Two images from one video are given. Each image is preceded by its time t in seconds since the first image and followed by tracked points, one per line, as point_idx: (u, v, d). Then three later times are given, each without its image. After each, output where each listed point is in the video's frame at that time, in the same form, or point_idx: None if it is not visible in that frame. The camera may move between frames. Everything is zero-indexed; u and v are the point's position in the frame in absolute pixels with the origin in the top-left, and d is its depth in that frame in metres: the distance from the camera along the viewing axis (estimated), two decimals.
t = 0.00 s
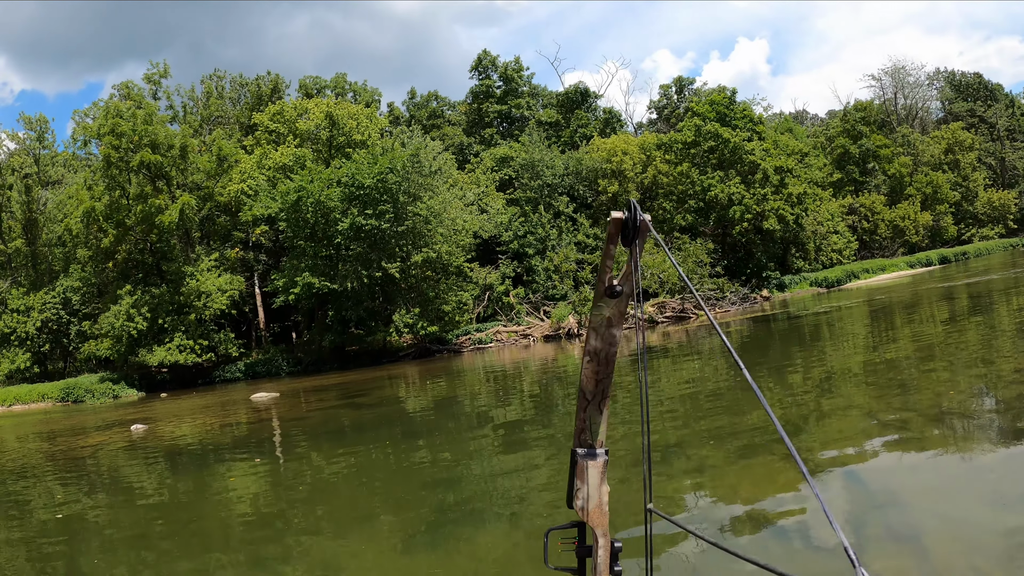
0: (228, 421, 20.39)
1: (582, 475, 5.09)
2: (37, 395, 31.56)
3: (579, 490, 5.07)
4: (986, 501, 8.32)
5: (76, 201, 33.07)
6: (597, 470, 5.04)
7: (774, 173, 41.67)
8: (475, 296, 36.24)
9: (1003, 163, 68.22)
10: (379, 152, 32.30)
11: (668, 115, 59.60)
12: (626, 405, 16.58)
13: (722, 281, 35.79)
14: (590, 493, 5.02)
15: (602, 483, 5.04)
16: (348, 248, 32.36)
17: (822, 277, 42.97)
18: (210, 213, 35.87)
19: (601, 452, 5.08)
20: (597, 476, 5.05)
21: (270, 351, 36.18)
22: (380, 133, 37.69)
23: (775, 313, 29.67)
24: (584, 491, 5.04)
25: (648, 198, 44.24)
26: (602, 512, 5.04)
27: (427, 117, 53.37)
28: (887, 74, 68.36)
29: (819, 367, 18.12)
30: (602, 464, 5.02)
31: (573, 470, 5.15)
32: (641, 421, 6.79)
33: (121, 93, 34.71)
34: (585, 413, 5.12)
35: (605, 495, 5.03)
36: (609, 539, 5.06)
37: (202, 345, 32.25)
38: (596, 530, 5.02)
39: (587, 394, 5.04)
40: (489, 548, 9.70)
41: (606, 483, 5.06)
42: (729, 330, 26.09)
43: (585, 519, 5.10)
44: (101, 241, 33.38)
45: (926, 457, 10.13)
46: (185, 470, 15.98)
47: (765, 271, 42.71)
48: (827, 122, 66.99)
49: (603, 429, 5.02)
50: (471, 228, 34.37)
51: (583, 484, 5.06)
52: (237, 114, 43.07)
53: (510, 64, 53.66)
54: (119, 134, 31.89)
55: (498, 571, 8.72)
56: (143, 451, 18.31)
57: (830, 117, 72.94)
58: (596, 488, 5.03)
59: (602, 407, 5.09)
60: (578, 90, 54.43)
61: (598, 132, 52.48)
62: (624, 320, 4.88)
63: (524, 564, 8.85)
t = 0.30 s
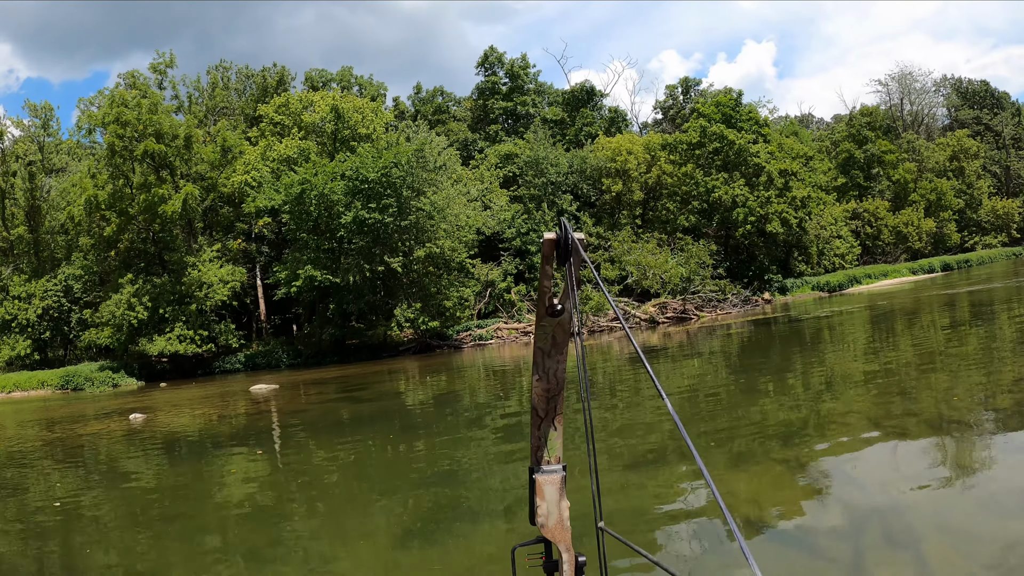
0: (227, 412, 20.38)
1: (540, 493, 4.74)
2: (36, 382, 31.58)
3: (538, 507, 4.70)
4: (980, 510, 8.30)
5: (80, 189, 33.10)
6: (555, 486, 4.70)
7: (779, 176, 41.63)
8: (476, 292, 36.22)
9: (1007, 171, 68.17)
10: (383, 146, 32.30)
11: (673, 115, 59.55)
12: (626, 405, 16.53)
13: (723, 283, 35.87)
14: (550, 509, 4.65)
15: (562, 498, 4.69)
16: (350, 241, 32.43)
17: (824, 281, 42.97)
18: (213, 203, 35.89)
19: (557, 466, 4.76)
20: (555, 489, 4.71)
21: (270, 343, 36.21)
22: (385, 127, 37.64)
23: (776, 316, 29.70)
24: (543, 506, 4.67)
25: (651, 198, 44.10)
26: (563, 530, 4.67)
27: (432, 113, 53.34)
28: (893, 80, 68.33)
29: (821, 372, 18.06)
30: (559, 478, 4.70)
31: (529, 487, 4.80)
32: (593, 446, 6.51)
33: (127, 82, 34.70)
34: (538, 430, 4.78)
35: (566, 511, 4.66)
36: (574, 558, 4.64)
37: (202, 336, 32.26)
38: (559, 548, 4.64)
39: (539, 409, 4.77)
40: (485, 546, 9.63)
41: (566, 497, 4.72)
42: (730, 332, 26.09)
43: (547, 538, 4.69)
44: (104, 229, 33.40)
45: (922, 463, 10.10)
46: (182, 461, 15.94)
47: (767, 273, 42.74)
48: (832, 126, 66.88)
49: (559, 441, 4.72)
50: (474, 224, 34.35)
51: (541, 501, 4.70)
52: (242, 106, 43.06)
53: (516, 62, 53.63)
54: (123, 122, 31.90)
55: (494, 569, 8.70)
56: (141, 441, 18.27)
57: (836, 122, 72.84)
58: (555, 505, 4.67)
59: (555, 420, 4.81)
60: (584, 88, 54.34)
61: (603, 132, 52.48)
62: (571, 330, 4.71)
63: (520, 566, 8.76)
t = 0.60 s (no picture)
0: (229, 409, 20.40)
1: (538, 489, 4.82)
2: (40, 376, 31.68)
3: (535, 503, 4.79)
4: (979, 516, 8.31)
5: (85, 184, 33.19)
6: (553, 484, 4.77)
7: (784, 178, 41.51)
8: (481, 291, 36.22)
9: (1013, 175, 67.92)
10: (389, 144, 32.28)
11: (679, 116, 59.39)
12: (629, 407, 16.45)
13: (727, 285, 35.97)
14: (546, 507, 4.76)
15: (559, 496, 4.80)
16: (354, 239, 32.78)
17: (828, 284, 42.86)
18: (218, 200, 35.96)
19: (558, 464, 4.80)
20: (554, 488, 4.78)
21: (274, 339, 36.18)
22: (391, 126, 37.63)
23: (780, 318, 29.65)
24: (540, 503, 4.77)
25: (657, 200, 43.85)
26: (558, 527, 4.79)
27: (438, 111, 53.34)
28: (900, 82, 68.12)
29: (824, 374, 17.99)
30: (558, 477, 4.76)
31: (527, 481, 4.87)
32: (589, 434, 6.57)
33: (132, 78, 34.75)
34: (540, 426, 4.84)
35: (562, 509, 4.78)
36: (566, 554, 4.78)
37: (205, 332, 32.31)
38: (552, 545, 4.74)
39: (543, 405, 4.83)
40: (486, 548, 9.54)
41: (563, 495, 4.81)
42: (733, 334, 26.04)
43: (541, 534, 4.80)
44: (109, 225, 33.53)
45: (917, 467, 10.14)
46: (183, 458, 15.90)
47: (771, 275, 42.70)
48: (838, 128, 66.68)
49: (562, 440, 4.75)
50: (479, 223, 34.34)
51: (538, 498, 4.79)
52: (248, 102, 43.10)
53: (523, 61, 53.59)
54: (129, 119, 31.99)
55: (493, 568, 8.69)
56: (142, 437, 18.25)
57: (842, 124, 72.61)
58: (552, 502, 4.78)
59: (559, 418, 4.84)
60: (590, 88, 54.28)
61: (609, 132, 52.39)
62: (579, 331, 4.84)
63: (521, 571, 8.66)
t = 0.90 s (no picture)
0: (250, 403, 20.54)
1: (543, 492, 4.77)
2: (63, 369, 32.16)
3: (539, 506, 4.74)
4: (997, 518, 8.24)
5: (109, 180, 33.60)
6: (558, 487, 4.71)
7: (807, 177, 41.09)
8: (501, 289, 36.21)
9: None
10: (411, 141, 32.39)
11: (701, 114, 58.90)
12: (649, 406, 16.32)
13: (750, 284, 35.69)
14: (551, 510, 4.69)
15: (564, 500, 4.72)
16: (376, 235, 32.94)
17: (851, 284, 42.37)
18: (242, 196, 36.22)
19: (563, 468, 4.76)
20: (558, 491, 4.73)
21: (295, 335, 36.21)
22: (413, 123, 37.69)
23: (802, 318, 29.39)
24: (544, 506, 4.71)
25: (678, 198, 43.63)
26: (562, 531, 4.69)
27: (460, 109, 53.44)
28: (924, 81, 67.17)
29: (850, 376, 17.73)
30: (563, 481, 4.70)
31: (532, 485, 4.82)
32: (597, 439, 6.55)
33: (156, 75, 35.09)
34: (546, 431, 4.80)
35: (566, 514, 4.70)
36: (569, 558, 4.71)
37: (227, 326, 32.61)
38: (555, 550, 4.66)
39: (549, 409, 4.77)
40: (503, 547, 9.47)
41: (567, 500, 4.73)
42: (755, 334, 25.80)
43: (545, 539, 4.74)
44: (133, 220, 33.92)
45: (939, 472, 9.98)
46: (204, 451, 16.01)
47: (793, 275, 42.40)
48: (862, 127, 65.87)
49: (566, 444, 4.72)
50: (500, 221, 34.38)
51: (543, 501, 4.74)
52: (271, 100, 43.42)
53: (544, 58, 53.51)
54: (152, 116, 32.31)
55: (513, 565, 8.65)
56: (164, 430, 18.44)
57: (865, 123, 71.76)
58: (556, 506, 4.71)
59: (566, 422, 4.80)
60: (612, 85, 53.83)
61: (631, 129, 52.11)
62: (589, 334, 4.75)
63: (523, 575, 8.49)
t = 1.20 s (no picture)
0: (278, 396, 20.79)
1: (542, 495, 4.83)
2: (93, 359, 32.84)
3: (540, 509, 4.81)
4: None
5: (141, 175, 34.21)
6: (558, 490, 4.78)
7: (837, 176, 40.55)
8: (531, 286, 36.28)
9: None
10: (440, 137, 32.51)
11: (731, 111, 58.28)
12: (677, 407, 16.07)
13: (779, 284, 35.40)
14: (551, 513, 4.76)
15: (564, 503, 4.80)
16: (406, 231, 33.03)
17: (881, 286, 41.63)
18: (270, 191, 36.07)
19: (563, 471, 4.83)
20: (559, 494, 4.80)
21: (324, 329, 36.67)
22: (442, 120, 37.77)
23: (831, 319, 29.03)
24: (545, 509, 4.77)
25: (709, 196, 43.20)
26: (562, 534, 4.77)
27: (489, 105, 53.56)
28: (957, 78, 65.85)
29: (885, 378, 17.32)
30: (564, 484, 4.76)
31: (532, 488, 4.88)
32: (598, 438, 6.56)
33: (188, 71, 35.56)
34: (546, 433, 4.85)
35: (566, 516, 4.78)
36: (569, 561, 4.78)
37: (256, 319, 33.08)
38: (555, 552, 4.73)
39: (550, 412, 4.81)
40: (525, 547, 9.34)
41: (567, 503, 4.81)
42: (783, 334, 25.53)
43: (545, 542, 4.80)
44: (165, 214, 34.50)
45: (976, 480, 9.53)
46: (232, 443, 16.23)
47: (823, 275, 41.98)
48: (895, 126, 64.76)
49: (567, 448, 4.77)
50: (529, 217, 34.44)
51: (544, 503, 4.80)
52: (301, 96, 43.82)
53: (574, 55, 53.35)
54: (183, 111, 32.75)
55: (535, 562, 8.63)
56: (191, 422, 18.64)
57: (898, 121, 70.55)
58: (557, 509, 4.78)
59: (565, 425, 4.85)
60: (642, 81, 52.79)
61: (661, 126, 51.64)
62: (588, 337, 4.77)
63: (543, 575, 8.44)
